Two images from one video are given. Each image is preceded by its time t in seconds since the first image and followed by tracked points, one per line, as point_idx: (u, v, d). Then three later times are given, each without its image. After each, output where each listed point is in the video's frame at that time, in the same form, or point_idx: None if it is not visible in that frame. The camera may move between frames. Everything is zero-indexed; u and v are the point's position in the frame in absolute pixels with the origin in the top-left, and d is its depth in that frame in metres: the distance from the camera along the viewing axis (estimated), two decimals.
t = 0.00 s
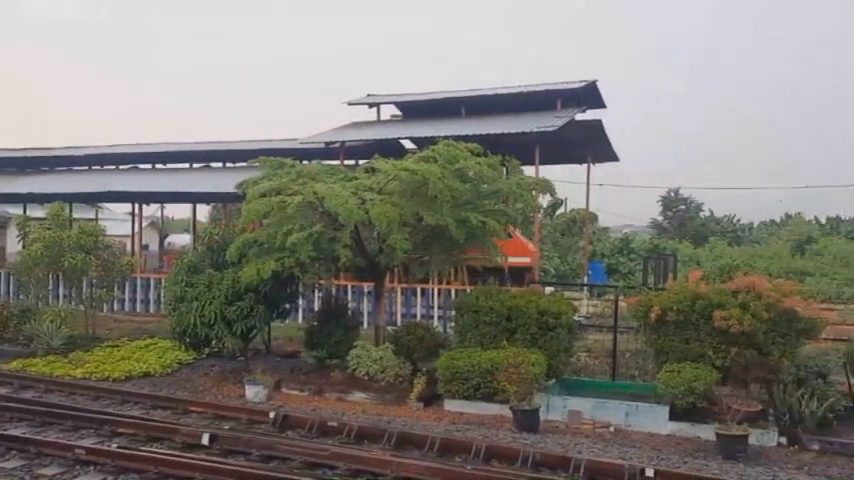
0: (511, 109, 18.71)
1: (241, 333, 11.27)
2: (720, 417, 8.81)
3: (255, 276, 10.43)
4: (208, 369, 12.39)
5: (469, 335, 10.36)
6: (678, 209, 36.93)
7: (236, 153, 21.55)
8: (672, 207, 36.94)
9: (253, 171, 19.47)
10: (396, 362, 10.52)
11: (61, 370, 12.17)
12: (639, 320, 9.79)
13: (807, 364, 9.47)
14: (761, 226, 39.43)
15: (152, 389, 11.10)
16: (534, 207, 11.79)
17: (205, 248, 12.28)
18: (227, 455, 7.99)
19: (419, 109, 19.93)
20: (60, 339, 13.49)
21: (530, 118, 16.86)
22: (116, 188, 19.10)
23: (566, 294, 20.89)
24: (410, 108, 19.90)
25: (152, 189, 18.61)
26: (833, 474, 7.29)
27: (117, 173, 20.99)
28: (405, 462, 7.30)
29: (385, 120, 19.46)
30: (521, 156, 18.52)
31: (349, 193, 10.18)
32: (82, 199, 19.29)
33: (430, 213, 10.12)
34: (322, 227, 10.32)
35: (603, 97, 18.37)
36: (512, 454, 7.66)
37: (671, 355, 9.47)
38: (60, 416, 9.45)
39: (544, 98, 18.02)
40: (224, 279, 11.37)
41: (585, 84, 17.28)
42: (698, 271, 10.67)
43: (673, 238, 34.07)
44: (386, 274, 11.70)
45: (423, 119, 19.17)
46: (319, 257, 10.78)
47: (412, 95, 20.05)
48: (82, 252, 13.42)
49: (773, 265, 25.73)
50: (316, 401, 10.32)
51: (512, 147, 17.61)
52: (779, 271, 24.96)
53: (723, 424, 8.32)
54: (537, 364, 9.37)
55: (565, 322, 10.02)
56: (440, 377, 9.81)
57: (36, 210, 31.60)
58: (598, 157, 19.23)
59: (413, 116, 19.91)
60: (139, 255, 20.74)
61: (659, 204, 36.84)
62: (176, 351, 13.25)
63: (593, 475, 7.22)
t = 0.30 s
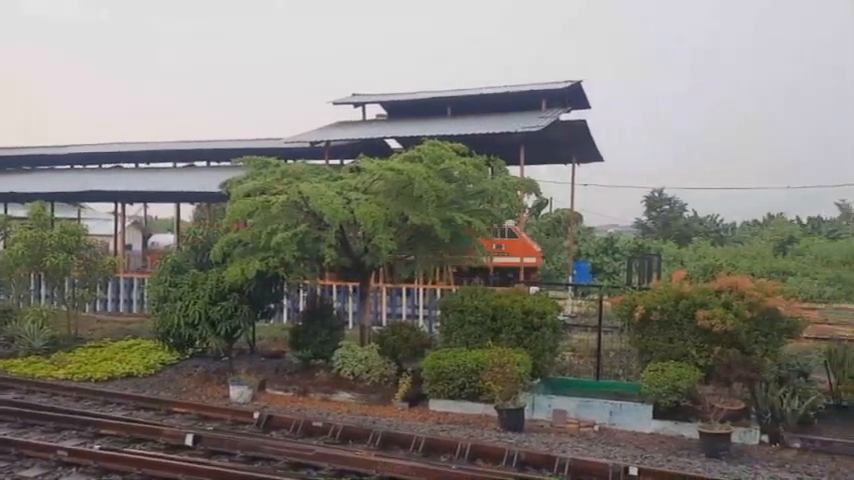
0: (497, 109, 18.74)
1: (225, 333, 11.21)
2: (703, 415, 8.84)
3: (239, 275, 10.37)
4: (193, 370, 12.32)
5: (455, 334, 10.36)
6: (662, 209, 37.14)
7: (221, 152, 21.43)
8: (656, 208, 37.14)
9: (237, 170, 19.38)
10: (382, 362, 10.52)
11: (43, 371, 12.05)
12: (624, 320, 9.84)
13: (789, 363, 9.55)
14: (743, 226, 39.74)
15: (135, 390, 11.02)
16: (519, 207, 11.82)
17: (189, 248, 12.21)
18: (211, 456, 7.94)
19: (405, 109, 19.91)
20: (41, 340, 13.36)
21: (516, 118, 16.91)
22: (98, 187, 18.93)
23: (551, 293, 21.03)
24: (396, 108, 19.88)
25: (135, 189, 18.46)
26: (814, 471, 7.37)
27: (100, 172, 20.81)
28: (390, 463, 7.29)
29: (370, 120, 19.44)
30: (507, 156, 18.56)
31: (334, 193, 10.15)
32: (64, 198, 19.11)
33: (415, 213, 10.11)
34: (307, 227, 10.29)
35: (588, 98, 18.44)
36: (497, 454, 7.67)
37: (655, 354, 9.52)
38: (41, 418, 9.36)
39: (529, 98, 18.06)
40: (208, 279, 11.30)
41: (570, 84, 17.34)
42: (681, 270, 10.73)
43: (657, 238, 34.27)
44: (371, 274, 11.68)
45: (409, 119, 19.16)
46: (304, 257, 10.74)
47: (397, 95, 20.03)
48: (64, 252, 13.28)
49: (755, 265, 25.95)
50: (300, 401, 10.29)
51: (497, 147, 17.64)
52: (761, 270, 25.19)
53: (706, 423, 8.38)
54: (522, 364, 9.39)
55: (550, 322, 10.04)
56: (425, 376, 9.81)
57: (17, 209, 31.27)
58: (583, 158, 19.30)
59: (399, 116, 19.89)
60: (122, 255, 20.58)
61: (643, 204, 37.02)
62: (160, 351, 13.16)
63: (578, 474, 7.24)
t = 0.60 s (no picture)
0: (484, 109, 18.76)
1: (211, 333, 11.15)
2: (688, 414, 8.89)
3: (225, 275, 10.33)
4: (178, 370, 12.26)
5: (441, 334, 10.36)
6: (647, 209, 37.31)
7: (206, 151, 21.31)
8: (641, 208, 37.30)
9: (223, 170, 19.29)
10: (368, 362, 10.52)
11: (25, 372, 11.93)
12: (609, 319, 9.88)
13: (772, 362, 9.63)
14: (728, 226, 39.99)
15: (119, 390, 10.94)
16: (505, 208, 11.84)
17: (173, 247, 12.15)
18: (196, 456, 7.90)
19: (391, 109, 19.90)
20: (24, 340, 13.24)
21: (502, 118, 16.94)
22: (82, 186, 18.77)
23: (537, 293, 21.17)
24: (383, 108, 19.87)
25: (120, 187, 18.33)
26: (797, 469, 7.43)
27: (84, 171, 20.64)
28: (376, 462, 7.27)
29: (356, 119, 19.40)
30: (493, 157, 18.61)
31: (321, 192, 10.13)
32: (47, 197, 18.93)
33: (401, 212, 10.10)
34: (292, 227, 10.25)
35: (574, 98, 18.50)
36: (483, 453, 7.67)
37: (640, 353, 9.57)
38: (24, 419, 9.28)
39: (515, 98, 18.09)
40: (193, 279, 11.24)
41: (557, 85, 17.39)
42: (666, 270, 10.79)
43: (642, 238, 34.43)
44: (357, 274, 11.66)
45: (395, 119, 19.14)
46: (290, 257, 10.71)
47: (384, 94, 20.01)
48: (47, 252, 13.15)
49: (739, 264, 26.14)
50: (286, 401, 10.25)
51: (484, 147, 17.66)
52: (744, 270, 25.41)
53: (690, 421, 8.43)
54: (508, 363, 9.40)
55: (536, 321, 10.06)
56: (411, 376, 9.81)
57: None
58: (569, 158, 19.35)
59: (385, 115, 19.87)
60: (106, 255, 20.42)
61: (629, 204, 37.17)
62: (144, 352, 13.07)
63: (563, 473, 7.26)
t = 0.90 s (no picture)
0: (469, 109, 18.78)
1: (194, 333, 11.09)
2: (671, 413, 8.93)
3: (208, 275, 10.29)
4: (161, 370, 12.18)
5: (426, 334, 10.37)
6: (632, 208, 37.48)
7: (189, 150, 21.19)
8: (626, 207, 37.48)
9: (207, 168, 19.18)
10: (353, 361, 10.51)
11: (6, 372, 11.80)
12: (593, 318, 9.94)
13: (755, 361, 9.69)
14: (711, 226, 40.31)
15: (102, 390, 10.86)
16: (490, 207, 11.88)
17: (157, 247, 12.07)
18: (179, 457, 7.86)
19: (377, 108, 19.89)
20: (5, 340, 13.10)
21: (487, 118, 16.97)
22: (64, 184, 18.60)
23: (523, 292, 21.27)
24: (368, 107, 19.85)
25: (102, 186, 18.17)
26: (778, 467, 7.50)
27: (66, 169, 20.45)
28: (360, 462, 7.26)
29: (342, 118, 19.36)
30: (479, 156, 18.64)
31: (305, 191, 10.10)
32: (28, 196, 18.74)
33: (386, 211, 10.07)
34: (277, 226, 10.22)
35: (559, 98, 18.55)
36: (468, 453, 7.69)
37: (624, 352, 9.63)
38: (5, 419, 9.18)
39: (500, 98, 18.13)
40: (177, 278, 11.17)
41: (541, 85, 17.45)
42: (650, 269, 10.86)
43: (626, 237, 34.62)
44: (343, 273, 11.64)
45: (380, 118, 19.12)
46: (275, 257, 10.67)
47: (369, 93, 19.99)
48: (29, 251, 13.00)
49: (722, 264, 26.38)
50: (270, 401, 10.21)
51: (469, 146, 17.68)
52: (727, 269, 25.63)
53: (673, 420, 8.46)
54: (492, 362, 9.42)
55: (521, 321, 10.10)
56: (396, 376, 9.81)
57: None
58: (554, 157, 19.41)
59: (371, 114, 19.86)
60: (88, 254, 20.25)
61: (613, 204, 37.34)
62: (127, 351, 12.97)
63: (548, 471, 7.29)
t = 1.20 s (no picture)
0: (450, 108, 18.80)
1: (173, 333, 11.00)
2: (650, 411, 9.02)
3: (188, 274, 10.20)
4: (140, 370, 12.06)
5: (408, 333, 10.36)
6: (612, 208, 37.68)
7: (169, 148, 21.00)
8: (606, 208, 37.68)
9: (187, 167, 19.03)
10: (334, 361, 10.48)
11: None
12: (574, 317, 10.00)
13: (733, 359, 9.76)
14: (690, 226, 40.66)
15: (79, 391, 10.73)
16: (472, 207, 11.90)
17: (136, 246, 11.95)
18: (158, 458, 7.79)
19: (359, 107, 19.85)
20: None
21: (469, 118, 16.99)
22: (42, 183, 18.36)
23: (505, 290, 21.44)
24: (350, 106, 19.81)
25: (81, 184, 17.96)
26: (755, 464, 7.58)
27: (43, 168, 20.19)
28: (342, 462, 7.24)
29: (323, 117, 19.31)
30: (460, 156, 18.66)
31: (286, 190, 10.04)
32: (5, 194, 18.48)
33: (368, 211, 10.05)
34: (258, 225, 10.17)
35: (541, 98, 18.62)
36: (449, 452, 7.70)
37: (604, 351, 9.69)
38: None
39: (482, 98, 18.16)
40: (156, 278, 11.07)
41: (523, 85, 17.50)
42: (630, 269, 10.92)
43: (607, 237, 34.82)
44: (324, 273, 11.60)
45: (361, 117, 19.11)
46: (256, 256, 10.61)
47: (351, 93, 19.95)
48: (5, 250, 12.80)
49: (701, 264, 26.63)
50: (250, 401, 10.16)
51: (450, 146, 17.72)
52: (706, 269, 25.93)
53: (652, 418, 8.53)
54: (473, 361, 9.43)
55: (502, 320, 10.13)
56: (377, 375, 9.79)
57: None
58: (536, 158, 19.49)
59: (353, 114, 19.82)
60: (66, 253, 20.01)
61: (594, 204, 37.53)
62: (105, 352, 12.83)
63: (528, 470, 7.32)
